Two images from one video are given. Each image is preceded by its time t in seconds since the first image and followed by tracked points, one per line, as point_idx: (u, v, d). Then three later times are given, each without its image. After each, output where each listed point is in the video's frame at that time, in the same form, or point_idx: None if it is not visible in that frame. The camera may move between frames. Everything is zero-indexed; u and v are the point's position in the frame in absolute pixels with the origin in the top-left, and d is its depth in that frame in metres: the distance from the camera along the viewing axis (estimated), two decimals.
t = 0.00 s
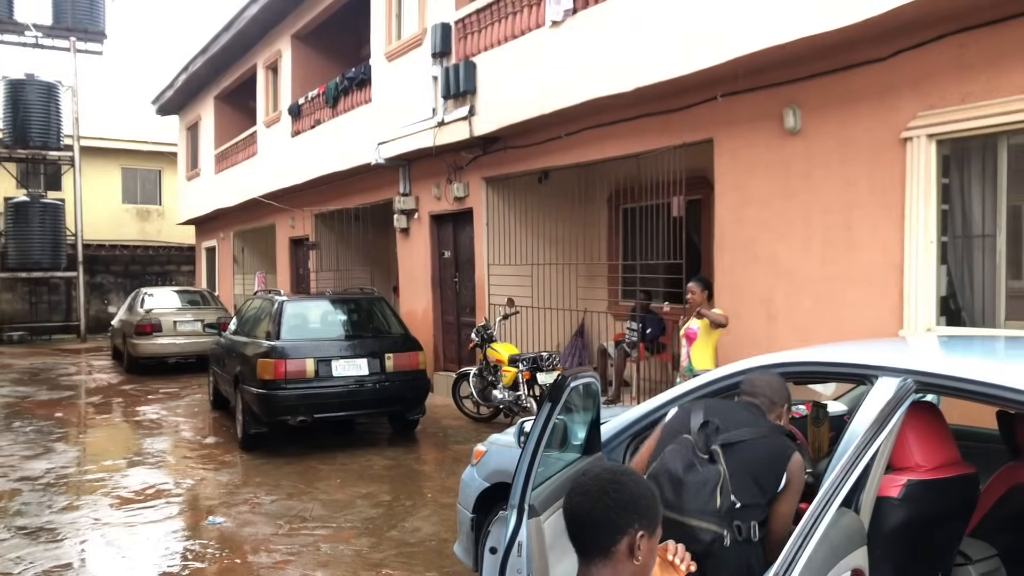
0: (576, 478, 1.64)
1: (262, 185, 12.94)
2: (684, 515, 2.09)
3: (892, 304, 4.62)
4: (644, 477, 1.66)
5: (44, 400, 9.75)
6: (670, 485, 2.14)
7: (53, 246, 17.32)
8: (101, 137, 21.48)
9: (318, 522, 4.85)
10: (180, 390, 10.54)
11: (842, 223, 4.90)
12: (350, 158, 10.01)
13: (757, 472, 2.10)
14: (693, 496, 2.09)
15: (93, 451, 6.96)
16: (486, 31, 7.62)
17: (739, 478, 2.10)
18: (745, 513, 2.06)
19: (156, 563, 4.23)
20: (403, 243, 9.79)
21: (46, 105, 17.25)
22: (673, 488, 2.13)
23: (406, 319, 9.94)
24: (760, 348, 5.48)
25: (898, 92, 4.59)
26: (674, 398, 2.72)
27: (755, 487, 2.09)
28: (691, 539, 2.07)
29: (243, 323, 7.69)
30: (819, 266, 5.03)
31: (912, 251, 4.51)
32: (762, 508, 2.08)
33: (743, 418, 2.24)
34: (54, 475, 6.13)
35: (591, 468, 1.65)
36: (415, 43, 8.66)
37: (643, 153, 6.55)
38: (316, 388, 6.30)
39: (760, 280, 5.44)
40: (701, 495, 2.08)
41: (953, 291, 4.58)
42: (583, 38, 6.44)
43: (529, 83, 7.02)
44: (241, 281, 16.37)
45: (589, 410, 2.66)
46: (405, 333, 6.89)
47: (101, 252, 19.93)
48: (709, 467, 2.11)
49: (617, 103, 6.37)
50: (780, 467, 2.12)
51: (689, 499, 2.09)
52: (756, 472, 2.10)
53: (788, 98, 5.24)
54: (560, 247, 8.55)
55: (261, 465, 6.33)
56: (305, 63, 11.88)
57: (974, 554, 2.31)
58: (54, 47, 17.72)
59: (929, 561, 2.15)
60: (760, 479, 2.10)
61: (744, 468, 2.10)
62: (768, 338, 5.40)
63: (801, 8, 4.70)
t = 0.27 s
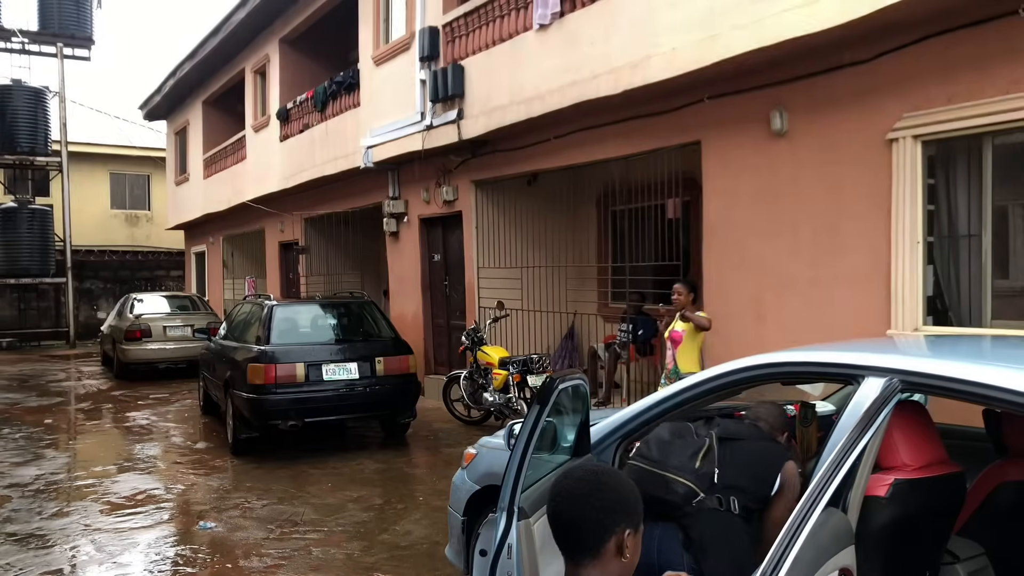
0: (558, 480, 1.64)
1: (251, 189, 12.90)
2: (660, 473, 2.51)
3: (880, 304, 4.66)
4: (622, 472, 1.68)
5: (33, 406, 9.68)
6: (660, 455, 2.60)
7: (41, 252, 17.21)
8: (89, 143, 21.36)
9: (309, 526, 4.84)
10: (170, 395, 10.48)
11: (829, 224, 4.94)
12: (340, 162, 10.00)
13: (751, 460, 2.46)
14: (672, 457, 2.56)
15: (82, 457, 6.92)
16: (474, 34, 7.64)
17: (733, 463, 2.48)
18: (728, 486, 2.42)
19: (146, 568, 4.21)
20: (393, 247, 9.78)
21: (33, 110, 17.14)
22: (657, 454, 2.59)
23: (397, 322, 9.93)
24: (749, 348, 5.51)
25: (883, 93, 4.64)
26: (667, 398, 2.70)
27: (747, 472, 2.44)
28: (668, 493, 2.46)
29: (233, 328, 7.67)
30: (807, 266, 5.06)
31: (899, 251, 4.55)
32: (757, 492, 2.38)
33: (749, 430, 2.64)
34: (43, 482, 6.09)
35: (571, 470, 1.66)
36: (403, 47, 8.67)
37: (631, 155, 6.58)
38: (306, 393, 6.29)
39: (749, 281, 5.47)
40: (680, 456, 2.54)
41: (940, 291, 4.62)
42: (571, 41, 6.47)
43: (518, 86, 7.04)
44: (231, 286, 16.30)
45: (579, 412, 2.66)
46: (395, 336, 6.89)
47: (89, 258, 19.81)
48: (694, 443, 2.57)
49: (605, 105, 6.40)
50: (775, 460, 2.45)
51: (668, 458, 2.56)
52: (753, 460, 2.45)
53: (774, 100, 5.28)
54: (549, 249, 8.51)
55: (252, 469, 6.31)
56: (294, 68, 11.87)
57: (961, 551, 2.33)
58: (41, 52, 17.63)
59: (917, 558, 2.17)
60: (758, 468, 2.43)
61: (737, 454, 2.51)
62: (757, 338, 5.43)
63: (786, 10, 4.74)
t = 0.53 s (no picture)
0: (547, 481, 1.64)
1: (244, 190, 12.87)
2: (661, 447, 2.38)
3: (872, 303, 4.68)
4: (606, 468, 1.70)
5: (25, 408, 9.64)
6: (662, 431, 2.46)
7: (33, 253, 17.12)
8: (80, 143, 21.27)
9: (303, 527, 4.83)
10: (164, 397, 10.45)
11: (821, 223, 4.96)
12: (332, 162, 9.98)
13: (758, 447, 2.36)
14: (674, 433, 2.42)
15: (75, 459, 6.89)
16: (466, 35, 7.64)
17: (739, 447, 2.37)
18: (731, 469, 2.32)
19: (140, 569, 4.20)
20: (386, 247, 9.77)
21: (24, 111, 17.04)
22: (659, 430, 2.46)
23: (390, 323, 9.92)
24: (742, 347, 5.53)
25: (874, 93, 4.66)
26: (664, 394, 2.68)
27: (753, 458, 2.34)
28: (662, 466, 2.34)
29: (226, 329, 7.65)
30: (800, 266, 5.08)
31: (891, 250, 4.57)
32: (762, 483, 2.30)
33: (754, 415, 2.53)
34: (36, 484, 6.06)
35: (560, 469, 1.66)
36: (396, 47, 8.67)
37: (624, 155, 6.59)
38: (300, 394, 6.28)
39: (741, 280, 5.49)
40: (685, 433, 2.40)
41: (931, 290, 4.65)
42: (564, 41, 6.48)
43: (511, 86, 7.05)
44: (224, 286, 16.26)
45: (571, 411, 2.67)
46: (388, 337, 6.89)
47: (82, 259, 19.72)
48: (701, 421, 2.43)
49: (598, 105, 6.41)
50: (783, 455, 2.38)
51: (670, 434, 2.42)
52: (761, 449, 2.36)
53: (766, 99, 5.30)
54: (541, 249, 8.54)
55: (245, 470, 6.30)
56: (286, 68, 11.86)
57: (953, 548, 2.34)
58: (32, 52, 17.55)
59: (908, 556, 2.18)
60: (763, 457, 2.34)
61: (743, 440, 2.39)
62: (750, 337, 5.45)
63: (778, 10, 4.76)
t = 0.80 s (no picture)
0: (549, 483, 1.64)
1: (250, 191, 12.92)
2: (673, 445, 2.34)
3: (877, 304, 4.68)
4: (606, 467, 1.72)
5: (33, 408, 9.70)
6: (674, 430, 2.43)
7: (41, 253, 17.21)
8: (88, 145, 21.39)
9: (309, 526, 4.85)
10: (170, 396, 10.50)
11: (826, 224, 4.95)
12: (338, 164, 10.02)
13: (768, 443, 2.36)
14: (685, 432, 2.40)
15: (83, 458, 6.93)
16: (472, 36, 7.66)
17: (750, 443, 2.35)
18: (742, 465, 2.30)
19: (147, 568, 4.22)
20: (391, 248, 9.80)
21: (32, 112, 17.14)
22: (671, 429, 2.44)
23: (396, 323, 9.95)
24: (746, 347, 5.53)
25: (879, 93, 4.66)
26: (672, 393, 2.68)
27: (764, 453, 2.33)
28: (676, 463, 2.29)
29: (232, 330, 7.69)
30: (805, 266, 5.08)
31: (896, 250, 4.57)
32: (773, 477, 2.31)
33: (762, 408, 2.51)
34: (44, 482, 6.10)
35: (562, 470, 1.66)
36: (401, 49, 8.70)
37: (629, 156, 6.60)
38: (306, 394, 6.30)
39: (746, 281, 5.48)
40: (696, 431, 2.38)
41: (937, 291, 4.64)
42: (569, 42, 6.49)
43: (516, 88, 7.07)
44: (231, 287, 16.33)
45: (576, 412, 2.68)
46: (394, 337, 6.91)
47: (89, 260, 19.83)
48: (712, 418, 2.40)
49: (603, 107, 6.42)
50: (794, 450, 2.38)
51: (681, 432, 2.40)
52: (772, 444, 2.35)
53: (771, 100, 5.30)
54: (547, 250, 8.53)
55: (252, 470, 6.32)
56: (292, 70, 11.91)
57: (958, 550, 2.34)
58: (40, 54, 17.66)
59: (913, 557, 2.18)
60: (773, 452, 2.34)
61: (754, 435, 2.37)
62: (755, 337, 5.44)
63: (782, 11, 4.76)
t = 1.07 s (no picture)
0: (553, 476, 1.63)
1: (255, 184, 12.93)
2: (676, 441, 2.33)
3: (881, 303, 4.67)
4: (608, 461, 1.72)
5: (37, 399, 9.73)
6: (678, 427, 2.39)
7: (45, 245, 17.25)
8: (93, 137, 21.42)
9: (311, 519, 4.87)
10: (173, 389, 10.53)
11: (831, 223, 4.94)
12: (342, 158, 10.02)
13: (769, 439, 2.35)
14: (687, 427, 2.37)
15: (86, 449, 6.96)
16: (477, 31, 7.65)
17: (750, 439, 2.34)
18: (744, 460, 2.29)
19: (149, 559, 4.24)
20: (395, 243, 9.80)
21: (37, 104, 17.16)
22: (672, 425, 2.41)
23: (399, 318, 9.96)
24: (750, 345, 5.53)
25: (886, 91, 4.65)
26: (675, 389, 2.69)
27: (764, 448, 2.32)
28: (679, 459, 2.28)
29: (235, 323, 7.70)
30: (809, 265, 5.07)
31: (901, 249, 4.56)
32: (776, 472, 2.29)
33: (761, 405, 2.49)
34: (47, 473, 6.13)
35: (565, 464, 1.66)
36: (407, 43, 8.69)
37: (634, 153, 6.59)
38: (309, 387, 6.31)
39: (750, 279, 5.48)
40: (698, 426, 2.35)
41: (941, 290, 4.63)
42: (575, 38, 6.48)
43: (521, 83, 7.06)
44: (234, 280, 16.36)
45: (579, 407, 2.69)
46: (397, 332, 6.92)
47: (94, 252, 19.88)
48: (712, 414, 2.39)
49: (608, 103, 6.41)
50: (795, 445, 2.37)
51: (683, 427, 2.37)
52: (772, 438, 2.34)
53: (777, 98, 5.29)
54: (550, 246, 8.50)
55: (254, 463, 6.34)
56: (297, 63, 11.91)
57: (960, 548, 2.33)
58: (46, 46, 17.68)
59: (914, 555, 2.18)
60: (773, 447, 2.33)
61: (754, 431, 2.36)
62: (758, 335, 5.44)
63: (790, 8, 4.75)
